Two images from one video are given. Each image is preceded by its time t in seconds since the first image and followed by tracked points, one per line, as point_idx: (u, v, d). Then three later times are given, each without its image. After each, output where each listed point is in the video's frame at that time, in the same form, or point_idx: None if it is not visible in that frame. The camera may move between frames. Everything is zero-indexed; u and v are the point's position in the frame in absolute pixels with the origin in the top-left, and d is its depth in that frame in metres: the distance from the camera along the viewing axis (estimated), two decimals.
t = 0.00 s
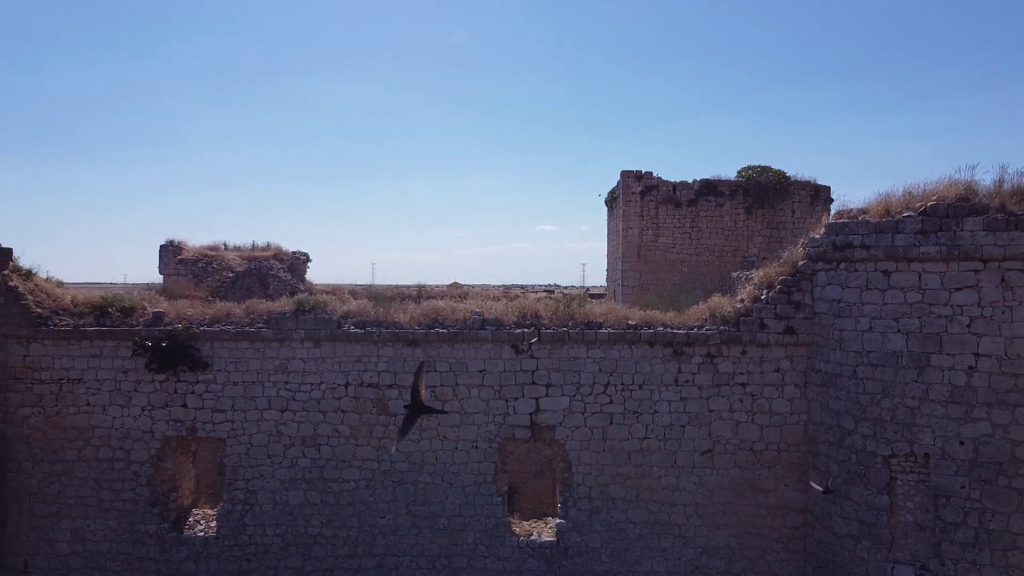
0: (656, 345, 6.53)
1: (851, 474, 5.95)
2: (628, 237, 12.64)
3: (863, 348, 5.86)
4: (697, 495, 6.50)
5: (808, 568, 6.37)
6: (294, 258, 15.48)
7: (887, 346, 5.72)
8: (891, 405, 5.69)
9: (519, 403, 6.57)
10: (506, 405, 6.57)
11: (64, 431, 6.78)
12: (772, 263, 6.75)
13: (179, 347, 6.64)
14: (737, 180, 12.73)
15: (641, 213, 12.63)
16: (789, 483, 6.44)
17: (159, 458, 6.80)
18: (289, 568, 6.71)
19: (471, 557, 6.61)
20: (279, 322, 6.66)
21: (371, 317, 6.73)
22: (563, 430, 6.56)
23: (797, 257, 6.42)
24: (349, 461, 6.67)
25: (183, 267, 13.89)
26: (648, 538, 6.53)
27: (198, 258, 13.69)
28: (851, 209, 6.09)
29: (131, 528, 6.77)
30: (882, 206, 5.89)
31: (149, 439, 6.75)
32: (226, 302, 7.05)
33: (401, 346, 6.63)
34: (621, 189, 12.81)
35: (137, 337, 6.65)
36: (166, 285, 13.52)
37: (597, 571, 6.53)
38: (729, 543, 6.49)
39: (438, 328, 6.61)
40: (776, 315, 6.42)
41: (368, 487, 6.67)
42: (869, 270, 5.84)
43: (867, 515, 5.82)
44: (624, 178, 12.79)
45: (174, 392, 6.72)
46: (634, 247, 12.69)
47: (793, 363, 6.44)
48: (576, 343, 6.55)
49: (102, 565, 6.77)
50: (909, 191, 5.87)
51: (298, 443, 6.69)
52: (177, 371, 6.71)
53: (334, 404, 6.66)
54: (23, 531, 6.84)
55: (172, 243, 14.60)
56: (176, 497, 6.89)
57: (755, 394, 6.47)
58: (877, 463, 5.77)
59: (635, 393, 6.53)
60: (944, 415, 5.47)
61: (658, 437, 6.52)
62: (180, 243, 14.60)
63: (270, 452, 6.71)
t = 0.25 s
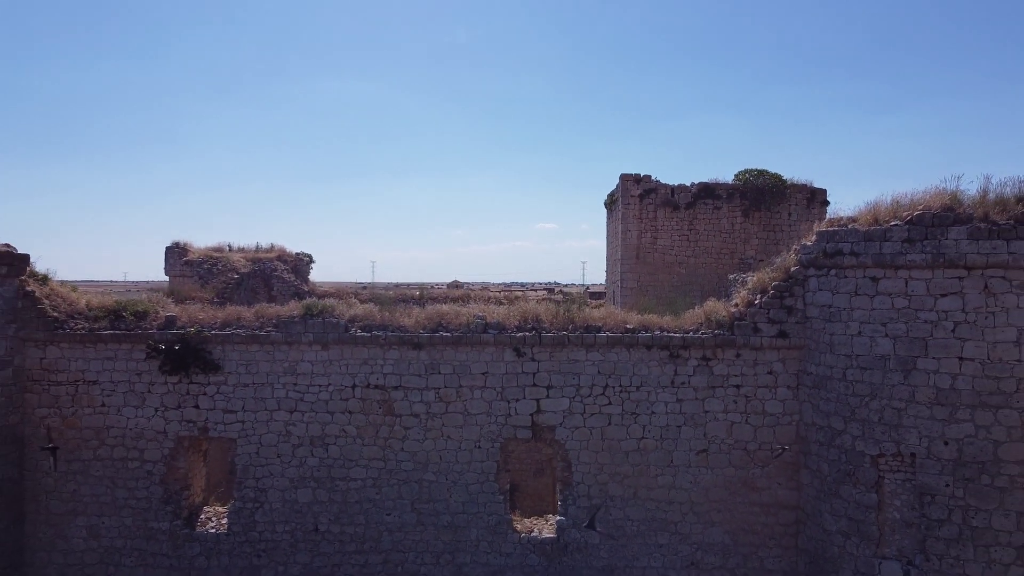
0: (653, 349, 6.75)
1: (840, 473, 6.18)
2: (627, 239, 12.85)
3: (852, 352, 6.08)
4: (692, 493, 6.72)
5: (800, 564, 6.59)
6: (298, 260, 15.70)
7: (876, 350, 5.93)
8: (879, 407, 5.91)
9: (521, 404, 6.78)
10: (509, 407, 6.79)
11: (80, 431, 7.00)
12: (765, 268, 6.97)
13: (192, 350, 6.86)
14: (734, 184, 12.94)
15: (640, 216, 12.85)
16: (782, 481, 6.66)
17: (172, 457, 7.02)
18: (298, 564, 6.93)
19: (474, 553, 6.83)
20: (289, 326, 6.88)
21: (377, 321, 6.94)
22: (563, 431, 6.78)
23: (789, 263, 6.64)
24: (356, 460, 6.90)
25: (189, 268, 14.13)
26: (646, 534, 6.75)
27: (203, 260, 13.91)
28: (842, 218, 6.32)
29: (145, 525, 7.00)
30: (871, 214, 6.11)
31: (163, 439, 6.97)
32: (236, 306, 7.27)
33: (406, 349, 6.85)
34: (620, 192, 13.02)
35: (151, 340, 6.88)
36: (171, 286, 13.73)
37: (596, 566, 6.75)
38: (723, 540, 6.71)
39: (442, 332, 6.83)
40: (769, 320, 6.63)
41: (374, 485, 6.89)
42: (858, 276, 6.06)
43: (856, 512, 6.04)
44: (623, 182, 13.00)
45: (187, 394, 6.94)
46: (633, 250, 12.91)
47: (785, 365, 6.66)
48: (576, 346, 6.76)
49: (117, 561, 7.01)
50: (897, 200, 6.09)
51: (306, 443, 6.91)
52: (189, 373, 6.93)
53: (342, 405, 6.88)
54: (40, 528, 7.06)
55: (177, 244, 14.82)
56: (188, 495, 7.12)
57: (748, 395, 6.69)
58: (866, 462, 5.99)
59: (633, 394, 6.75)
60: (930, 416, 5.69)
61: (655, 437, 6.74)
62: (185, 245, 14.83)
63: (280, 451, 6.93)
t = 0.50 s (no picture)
0: (651, 348, 6.95)
1: (832, 469, 6.39)
2: (626, 238, 13.04)
3: (843, 352, 6.29)
4: (689, 488, 6.94)
5: (792, 557, 6.81)
6: (301, 258, 15.90)
7: (866, 350, 6.14)
8: (869, 405, 6.12)
9: (522, 402, 6.99)
10: (510, 404, 7.00)
11: (94, 428, 7.21)
12: (760, 270, 7.17)
13: (203, 349, 7.07)
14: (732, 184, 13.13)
15: (639, 215, 13.03)
16: (775, 477, 6.87)
17: (184, 453, 7.23)
18: (306, 557, 7.14)
19: (477, 546, 7.05)
20: (297, 326, 7.09)
21: (382, 321, 7.15)
22: (564, 428, 6.98)
23: (783, 266, 6.83)
24: (362, 456, 7.11)
25: (194, 267, 14.33)
26: (643, 528, 6.96)
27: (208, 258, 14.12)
28: (833, 222, 6.52)
29: (157, 519, 7.21)
30: (862, 219, 6.30)
31: (174, 436, 7.18)
32: (245, 307, 7.47)
33: (411, 348, 7.06)
34: (620, 191, 13.20)
35: (163, 340, 7.08)
36: (177, 284, 13.92)
37: (595, 559, 6.97)
38: (718, 533, 6.92)
39: (445, 332, 7.04)
40: (763, 320, 6.83)
41: (380, 481, 7.10)
42: (849, 279, 6.25)
43: (846, 507, 6.25)
44: (622, 182, 13.19)
45: (198, 392, 7.15)
46: (632, 248, 13.10)
47: (779, 365, 6.86)
48: (575, 346, 6.97)
49: (130, 554, 7.22)
50: (887, 205, 6.29)
51: (314, 439, 7.12)
52: (200, 372, 7.14)
53: (348, 403, 7.08)
54: (56, 522, 7.27)
55: (183, 243, 15.01)
56: (199, 490, 7.33)
57: (743, 394, 6.90)
58: (856, 458, 6.20)
59: (631, 393, 6.96)
60: (917, 414, 5.90)
61: (652, 434, 6.95)
62: (190, 243, 15.03)
63: (289, 448, 7.14)
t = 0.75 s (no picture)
0: (648, 346, 7.18)
1: (822, 462, 6.63)
2: (625, 235, 13.25)
3: (834, 350, 6.52)
4: (684, 481, 7.18)
5: (784, 547, 7.06)
6: (305, 255, 16.14)
7: (855, 348, 6.37)
8: (858, 401, 6.35)
9: (524, 398, 7.23)
10: (512, 400, 7.23)
11: (110, 423, 7.44)
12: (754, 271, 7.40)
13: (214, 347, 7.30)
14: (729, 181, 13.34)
15: (639, 213, 13.24)
16: (768, 470, 7.11)
17: (196, 447, 7.48)
18: (315, 547, 7.40)
19: (480, 537, 7.30)
20: (306, 324, 7.32)
21: (389, 320, 7.38)
22: (564, 423, 7.22)
23: (776, 266, 7.06)
24: (369, 450, 7.35)
25: (200, 263, 14.57)
26: (640, 520, 7.21)
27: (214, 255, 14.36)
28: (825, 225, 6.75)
29: (171, 511, 7.46)
30: (852, 222, 6.53)
31: (187, 430, 7.42)
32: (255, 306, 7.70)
33: (416, 346, 7.29)
34: (619, 189, 13.41)
35: (176, 338, 7.32)
36: (183, 281, 14.15)
37: (593, 549, 7.22)
38: (713, 525, 7.17)
39: (450, 330, 7.27)
40: (757, 319, 7.06)
41: (386, 474, 7.34)
42: (840, 279, 6.48)
43: (836, 499, 6.50)
44: (621, 179, 13.39)
45: (210, 388, 7.38)
46: (631, 245, 13.31)
47: (772, 362, 7.09)
48: (575, 344, 7.20)
49: (145, 544, 7.48)
50: (876, 209, 6.52)
51: (322, 434, 7.36)
52: (212, 369, 7.37)
53: (355, 398, 7.32)
54: (73, 513, 7.52)
55: (189, 240, 15.24)
56: (211, 483, 7.58)
57: (737, 390, 7.13)
58: (845, 452, 6.44)
59: (629, 389, 7.19)
60: (904, 410, 6.13)
61: (650, 429, 7.19)
62: (195, 240, 15.25)
63: (298, 442, 7.38)
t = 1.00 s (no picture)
0: (646, 343, 7.40)
1: (814, 456, 6.85)
2: (624, 232, 13.44)
3: (825, 347, 6.73)
4: (680, 474, 7.40)
5: (777, 538, 7.29)
6: (308, 251, 16.34)
7: (846, 346, 6.58)
8: (849, 397, 6.57)
9: (525, 393, 7.45)
10: (514, 396, 7.45)
11: (123, 417, 7.67)
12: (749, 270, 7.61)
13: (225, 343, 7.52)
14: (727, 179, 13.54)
15: (637, 210, 13.42)
16: (762, 464, 7.33)
17: (207, 441, 7.70)
18: (323, 537, 7.63)
19: (483, 528, 7.53)
20: (313, 322, 7.53)
21: (394, 317, 7.59)
22: (564, 417, 7.44)
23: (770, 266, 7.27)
24: (375, 444, 7.57)
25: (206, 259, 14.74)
26: (638, 511, 7.44)
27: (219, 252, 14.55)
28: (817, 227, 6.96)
29: (182, 502, 7.70)
30: (844, 223, 6.74)
31: (198, 424, 7.64)
32: (263, 304, 7.91)
33: (420, 343, 7.50)
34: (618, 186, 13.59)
35: (187, 335, 7.53)
36: (188, 277, 14.36)
37: (593, 539, 7.46)
38: (709, 516, 7.40)
39: (453, 327, 7.49)
40: (751, 317, 7.27)
41: (392, 467, 7.57)
42: (831, 279, 6.69)
43: (827, 491, 6.73)
44: (620, 177, 13.58)
45: (220, 384, 7.60)
46: (630, 242, 13.50)
47: (766, 358, 7.30)
48: (575, 341, 7.42)
49: (158, 535, 7.72)
50: (867, 211, 6.73)
51: (329, 428, 7.58)
52: (222, 365, 7.59)
53: (362, 394, 7.54)
54: (87, 505, 7.75)
55: (193, 236, 15.44)
56: (222, 476, 7.81)
57: (732, 386, 7.35)
58: (836, 446, 6.66)
59: (627, 384, 7.41)
60: (892, 405, 6.35)
61: (647, 423, 7.41)
62: (201, 236, 15.44)
63: (306, 436, 7.60)
